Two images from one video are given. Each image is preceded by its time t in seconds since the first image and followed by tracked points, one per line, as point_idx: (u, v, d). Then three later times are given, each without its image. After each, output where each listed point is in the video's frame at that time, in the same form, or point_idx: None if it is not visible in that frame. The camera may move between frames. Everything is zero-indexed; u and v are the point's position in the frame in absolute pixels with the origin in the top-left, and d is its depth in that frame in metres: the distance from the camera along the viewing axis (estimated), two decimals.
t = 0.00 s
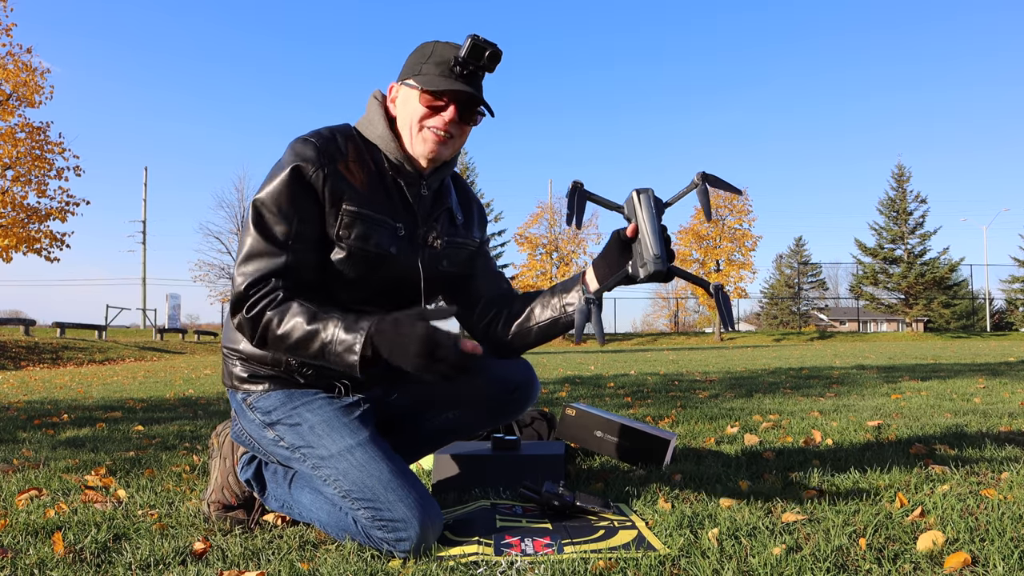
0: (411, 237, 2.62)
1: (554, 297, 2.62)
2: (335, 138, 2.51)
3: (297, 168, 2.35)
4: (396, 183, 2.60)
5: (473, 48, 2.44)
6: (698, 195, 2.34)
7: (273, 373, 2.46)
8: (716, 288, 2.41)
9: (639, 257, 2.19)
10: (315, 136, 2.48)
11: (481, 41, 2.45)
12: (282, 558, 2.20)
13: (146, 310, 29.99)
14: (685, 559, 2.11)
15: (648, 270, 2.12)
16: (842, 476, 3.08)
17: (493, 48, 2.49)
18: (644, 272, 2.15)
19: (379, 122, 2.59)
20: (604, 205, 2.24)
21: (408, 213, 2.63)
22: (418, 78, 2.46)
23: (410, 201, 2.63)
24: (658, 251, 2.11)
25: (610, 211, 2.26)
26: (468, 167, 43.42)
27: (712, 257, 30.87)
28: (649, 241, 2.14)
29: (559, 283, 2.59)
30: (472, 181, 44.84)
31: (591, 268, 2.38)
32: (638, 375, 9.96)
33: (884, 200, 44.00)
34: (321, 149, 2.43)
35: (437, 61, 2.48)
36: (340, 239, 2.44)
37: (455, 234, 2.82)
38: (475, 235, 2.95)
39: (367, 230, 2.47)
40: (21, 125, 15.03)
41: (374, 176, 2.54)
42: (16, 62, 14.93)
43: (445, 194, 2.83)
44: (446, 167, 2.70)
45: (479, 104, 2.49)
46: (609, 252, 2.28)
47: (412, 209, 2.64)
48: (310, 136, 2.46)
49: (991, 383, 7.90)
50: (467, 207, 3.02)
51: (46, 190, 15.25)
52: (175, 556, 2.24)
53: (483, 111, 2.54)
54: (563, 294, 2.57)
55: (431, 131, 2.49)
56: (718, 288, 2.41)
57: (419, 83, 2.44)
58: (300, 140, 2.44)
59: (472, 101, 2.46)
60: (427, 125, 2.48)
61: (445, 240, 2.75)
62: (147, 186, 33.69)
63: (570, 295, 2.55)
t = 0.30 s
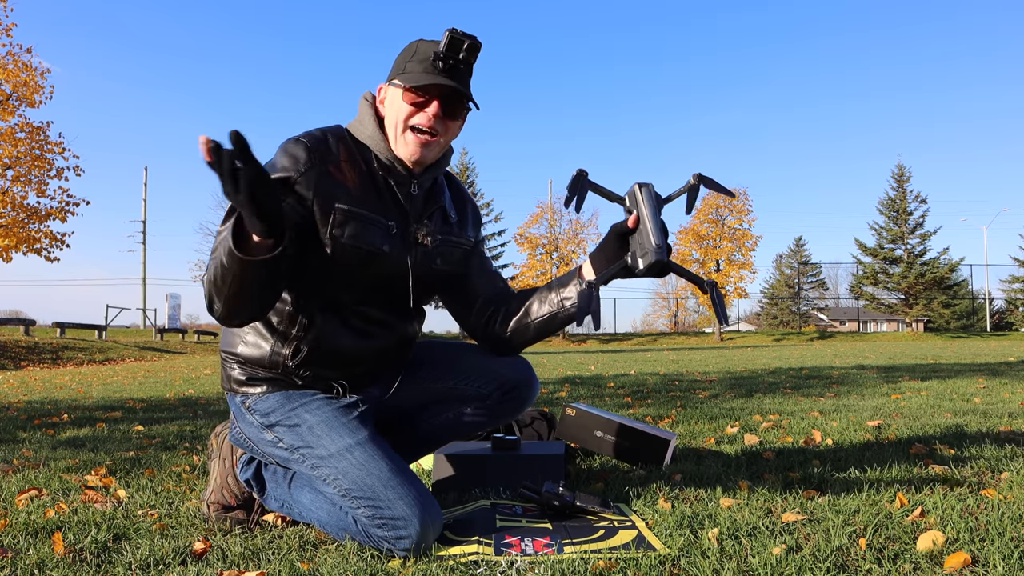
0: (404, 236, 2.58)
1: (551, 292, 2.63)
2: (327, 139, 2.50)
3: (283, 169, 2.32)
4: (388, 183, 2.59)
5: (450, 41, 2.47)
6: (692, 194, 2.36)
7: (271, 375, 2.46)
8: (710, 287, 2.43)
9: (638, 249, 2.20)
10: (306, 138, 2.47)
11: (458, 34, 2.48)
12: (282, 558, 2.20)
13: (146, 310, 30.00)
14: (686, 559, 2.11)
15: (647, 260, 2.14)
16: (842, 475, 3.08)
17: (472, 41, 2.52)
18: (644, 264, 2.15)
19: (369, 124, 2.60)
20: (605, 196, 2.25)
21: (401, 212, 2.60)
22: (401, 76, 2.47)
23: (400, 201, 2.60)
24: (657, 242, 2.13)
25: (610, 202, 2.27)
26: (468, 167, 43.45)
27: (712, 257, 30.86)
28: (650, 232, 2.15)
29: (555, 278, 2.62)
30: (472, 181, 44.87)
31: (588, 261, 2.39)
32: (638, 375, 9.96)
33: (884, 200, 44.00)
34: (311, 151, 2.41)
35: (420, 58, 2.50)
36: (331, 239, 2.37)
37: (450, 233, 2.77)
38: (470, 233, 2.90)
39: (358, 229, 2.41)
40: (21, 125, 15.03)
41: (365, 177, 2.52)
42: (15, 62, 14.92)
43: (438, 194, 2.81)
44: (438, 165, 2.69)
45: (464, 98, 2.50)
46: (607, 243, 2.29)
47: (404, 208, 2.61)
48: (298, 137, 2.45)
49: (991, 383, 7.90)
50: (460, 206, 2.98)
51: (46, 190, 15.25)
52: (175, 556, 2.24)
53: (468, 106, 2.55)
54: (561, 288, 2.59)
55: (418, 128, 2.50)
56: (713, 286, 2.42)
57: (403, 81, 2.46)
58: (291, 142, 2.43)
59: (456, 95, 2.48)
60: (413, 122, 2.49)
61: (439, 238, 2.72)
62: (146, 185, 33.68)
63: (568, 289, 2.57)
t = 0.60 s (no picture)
0: (403, 237, 2.59)
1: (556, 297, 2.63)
2: (321, 142, 2.51)
3: (275, 174, 2.36)
4: (387, 184, 2.60)
5: (444, 40, 2.46)
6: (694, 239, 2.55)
7: (270, 375, 2.46)
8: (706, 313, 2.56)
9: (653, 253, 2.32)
10: (300, 140, 2.48)
11: (453, 32, 2.47)
12: (282, 558, 2.20)
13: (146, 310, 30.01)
14: (686, 559, 2.11)
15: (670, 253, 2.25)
16: (842, 476, 3.08)
17: (467, 38, 2.51)
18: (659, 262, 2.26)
19: (367, 122, 2.60)
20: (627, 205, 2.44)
21: (398, 213, 2.60)
22: (399, 76, 2.47)
23: (398, 202, 2.61)
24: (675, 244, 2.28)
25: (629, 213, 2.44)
26: (468, 167, 43.48)
27: (712, 257, 30.88)
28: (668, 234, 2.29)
29: (559, 283, 2.62)
30: (472, 181, 44.89)
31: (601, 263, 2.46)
32: (638, 375, 9.96)
33: (884, 200, 43.99)
34: (304, 154, 2.43)
35: (416, 58, 2.50)
36: (327, 241, 2.40)
37: (449, 234, 2.77)
38: (470, 234, 2.90)
39: (355, 232, 2.44)
40: (21, 125, 15.03)
41: (363, 178, 2.54)
42: (15, 62, 14.92)
43: (438, 194, 2.80)
44: (437, 165, 2.69)
45: (461, 97, 2.50)
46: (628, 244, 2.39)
47: (401, 208, 2.62)
48: (295, 140, 2.47)
49: (991, 383, 7.89)
50: (461, 206, 2.98)
51: (46, 190, 15.25)
52: (175, 556, 2.24)
53: (466, 104, 2.54)
54: (566, 292, 2.59)
55: (416, 128, 2.49)
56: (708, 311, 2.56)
57: (400, 81, 2.46)
58: (284, 145, 2.45)
59: (453, 94, 2.47)
60: (411, 122, 2.49)
61: (439, 239, 2.72)
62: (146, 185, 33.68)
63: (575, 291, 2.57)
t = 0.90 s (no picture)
0: (404, 238, 2.59)
1: (557, 299, 2.63)
2: (323, 142, 2.50)
3: (277, 174, 2.36)
4: (388, 184, 2.61)
5: (448, 42, 2.46)
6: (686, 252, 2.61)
7: (270, 375, 2.46)
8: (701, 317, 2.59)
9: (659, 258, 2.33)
10: (302, 140, 2.48)
11: (457, 35, 2.48)
12: (282, 558, 2.20)
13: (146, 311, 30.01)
14: (686, 559, 2.11)
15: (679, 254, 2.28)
16: (842, 476, 3.08)
17: (470, 42, 2.52)
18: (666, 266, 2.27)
19: (369, 123, 2.60)
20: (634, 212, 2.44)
21: (399, 213, 2.60)
22: (401, 77, 2.47)
23: (400, 202, 2.61)
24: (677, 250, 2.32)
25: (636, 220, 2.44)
26: (467, 167, 43.49)
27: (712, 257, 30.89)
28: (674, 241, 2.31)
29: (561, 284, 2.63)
30: (472, 181, 44.92)
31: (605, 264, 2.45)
32: (638, 375, 9.96)
33: (884, 201, 44.00)
34: (306, 154, 2.43)
35: (419, 59, 2.50)
36: (329, 241, 2.40)
37: (450, 235, 2.78)
38: (471, 234, 2.91)
39: (356, 232, 2.44)
40: (21, 125, 15.02)
41: (364, 178, 2.54)
42: (16, 62, 14.91)
43: (439, 195, 2.80)
44: (439, 166, 2.69)
45: (464, 99, 2.49)
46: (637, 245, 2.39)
47: (402, 208, 2.62)
48: (296, 139, 2.47)
49: (991, 383, 7.89)
50: (462, 207, 2.98)
51: (47, 190, 15.25)
52: (175, 556, 2.24)
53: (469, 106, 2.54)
54: (567, 293, 2.60)
55: (419, 129, 2.48)
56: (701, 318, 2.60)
57: (403, 82, 2.46)
58: (287, 144, 2.45)
59: (456, 96, 2.47)
60: (413, 123, 2.48)
61: (440, 240, 2.72)
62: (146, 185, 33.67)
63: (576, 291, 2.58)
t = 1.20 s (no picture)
0: (403, 235, 2.60)
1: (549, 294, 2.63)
2: (322, 142, 2.49)
3: (278, 174, 2.34)
4: (387, 182, 2.61)
5: (468, 56, 2.50)
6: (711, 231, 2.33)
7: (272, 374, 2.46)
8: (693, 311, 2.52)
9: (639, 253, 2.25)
10: (302, 141, 2.46)
11: (479, 49, 2.51)
12: (282, 558, 2.20)
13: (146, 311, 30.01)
14: (686, 559, 2.11)
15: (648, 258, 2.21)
16: (842, 476, 3.08)
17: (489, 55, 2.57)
18: (639, 264, 2.20)
19: (369, 125, 2.61)
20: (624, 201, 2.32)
21: (398, 210, 2.61)
22: (413, 84, 2.49)
23: (398, 200, 2.62)
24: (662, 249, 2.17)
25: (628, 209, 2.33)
26: (468, 167, 43.54)
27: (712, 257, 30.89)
28: (655, 236, 2.18)
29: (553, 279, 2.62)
30: (472, 181, 44.95)
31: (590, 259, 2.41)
32: (638, 375, 9.97)
33: (884, 201, 43.99)
34: (307, 154, 2.42)
35: (428, 66, 2.52)
36: (331, 239, 2.40)
37: (446, 233, 2.79)
38: (466, 232, 2.93)
39: (358, 231, 2.44)
40: (21, 125, 15.02)
41: (364, 177, 2.54)
42: (15, 62, 14.92)
43: (436, 193, 2.81)
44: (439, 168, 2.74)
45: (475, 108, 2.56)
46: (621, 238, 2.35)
47: (401, 207, 2.62)
48: (295, 140, 2.46)
49: (991, 383, 7.89)
50: (456, 205, 3.00)
51: (47, 190, 15.26)
52: (175, 556, 2.24)
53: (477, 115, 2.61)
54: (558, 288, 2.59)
55: (431, 137, 2.53)
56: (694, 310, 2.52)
57: (415, 90, 2.48)
58: (287, 145, 2.43)
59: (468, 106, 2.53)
60: (424, 130, 2.53)
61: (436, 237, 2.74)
62: (146, 186, 33.65)
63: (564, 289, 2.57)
